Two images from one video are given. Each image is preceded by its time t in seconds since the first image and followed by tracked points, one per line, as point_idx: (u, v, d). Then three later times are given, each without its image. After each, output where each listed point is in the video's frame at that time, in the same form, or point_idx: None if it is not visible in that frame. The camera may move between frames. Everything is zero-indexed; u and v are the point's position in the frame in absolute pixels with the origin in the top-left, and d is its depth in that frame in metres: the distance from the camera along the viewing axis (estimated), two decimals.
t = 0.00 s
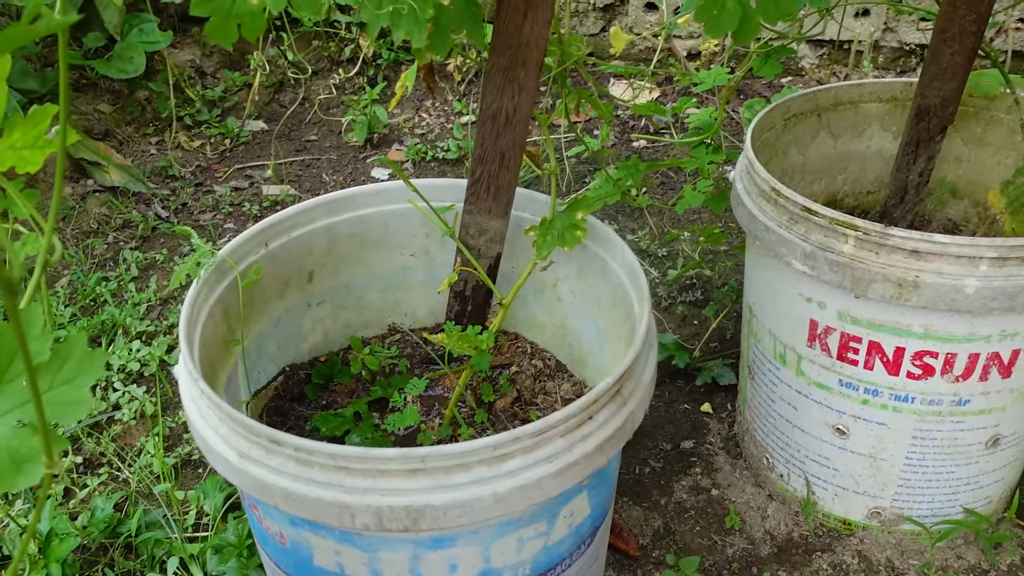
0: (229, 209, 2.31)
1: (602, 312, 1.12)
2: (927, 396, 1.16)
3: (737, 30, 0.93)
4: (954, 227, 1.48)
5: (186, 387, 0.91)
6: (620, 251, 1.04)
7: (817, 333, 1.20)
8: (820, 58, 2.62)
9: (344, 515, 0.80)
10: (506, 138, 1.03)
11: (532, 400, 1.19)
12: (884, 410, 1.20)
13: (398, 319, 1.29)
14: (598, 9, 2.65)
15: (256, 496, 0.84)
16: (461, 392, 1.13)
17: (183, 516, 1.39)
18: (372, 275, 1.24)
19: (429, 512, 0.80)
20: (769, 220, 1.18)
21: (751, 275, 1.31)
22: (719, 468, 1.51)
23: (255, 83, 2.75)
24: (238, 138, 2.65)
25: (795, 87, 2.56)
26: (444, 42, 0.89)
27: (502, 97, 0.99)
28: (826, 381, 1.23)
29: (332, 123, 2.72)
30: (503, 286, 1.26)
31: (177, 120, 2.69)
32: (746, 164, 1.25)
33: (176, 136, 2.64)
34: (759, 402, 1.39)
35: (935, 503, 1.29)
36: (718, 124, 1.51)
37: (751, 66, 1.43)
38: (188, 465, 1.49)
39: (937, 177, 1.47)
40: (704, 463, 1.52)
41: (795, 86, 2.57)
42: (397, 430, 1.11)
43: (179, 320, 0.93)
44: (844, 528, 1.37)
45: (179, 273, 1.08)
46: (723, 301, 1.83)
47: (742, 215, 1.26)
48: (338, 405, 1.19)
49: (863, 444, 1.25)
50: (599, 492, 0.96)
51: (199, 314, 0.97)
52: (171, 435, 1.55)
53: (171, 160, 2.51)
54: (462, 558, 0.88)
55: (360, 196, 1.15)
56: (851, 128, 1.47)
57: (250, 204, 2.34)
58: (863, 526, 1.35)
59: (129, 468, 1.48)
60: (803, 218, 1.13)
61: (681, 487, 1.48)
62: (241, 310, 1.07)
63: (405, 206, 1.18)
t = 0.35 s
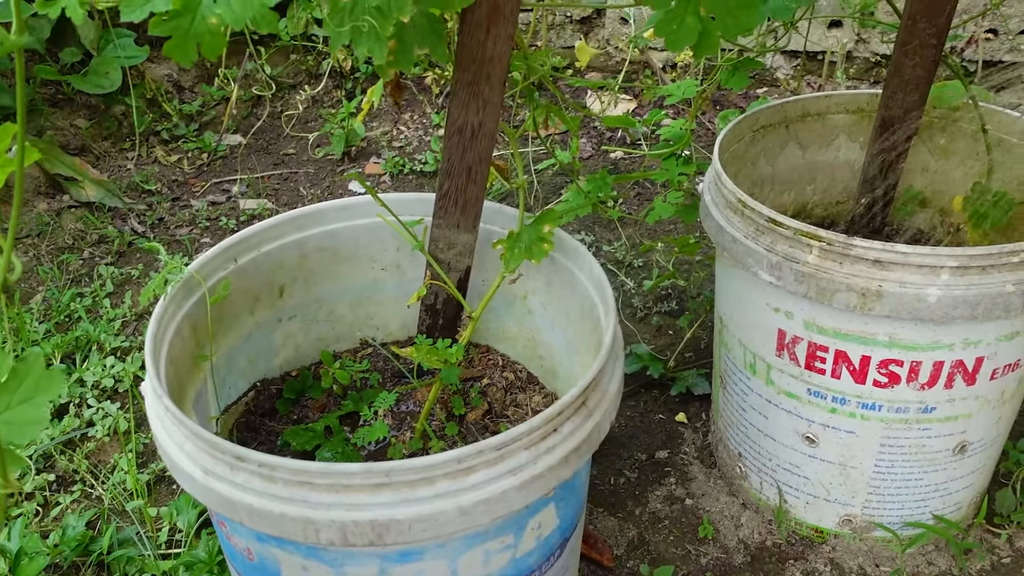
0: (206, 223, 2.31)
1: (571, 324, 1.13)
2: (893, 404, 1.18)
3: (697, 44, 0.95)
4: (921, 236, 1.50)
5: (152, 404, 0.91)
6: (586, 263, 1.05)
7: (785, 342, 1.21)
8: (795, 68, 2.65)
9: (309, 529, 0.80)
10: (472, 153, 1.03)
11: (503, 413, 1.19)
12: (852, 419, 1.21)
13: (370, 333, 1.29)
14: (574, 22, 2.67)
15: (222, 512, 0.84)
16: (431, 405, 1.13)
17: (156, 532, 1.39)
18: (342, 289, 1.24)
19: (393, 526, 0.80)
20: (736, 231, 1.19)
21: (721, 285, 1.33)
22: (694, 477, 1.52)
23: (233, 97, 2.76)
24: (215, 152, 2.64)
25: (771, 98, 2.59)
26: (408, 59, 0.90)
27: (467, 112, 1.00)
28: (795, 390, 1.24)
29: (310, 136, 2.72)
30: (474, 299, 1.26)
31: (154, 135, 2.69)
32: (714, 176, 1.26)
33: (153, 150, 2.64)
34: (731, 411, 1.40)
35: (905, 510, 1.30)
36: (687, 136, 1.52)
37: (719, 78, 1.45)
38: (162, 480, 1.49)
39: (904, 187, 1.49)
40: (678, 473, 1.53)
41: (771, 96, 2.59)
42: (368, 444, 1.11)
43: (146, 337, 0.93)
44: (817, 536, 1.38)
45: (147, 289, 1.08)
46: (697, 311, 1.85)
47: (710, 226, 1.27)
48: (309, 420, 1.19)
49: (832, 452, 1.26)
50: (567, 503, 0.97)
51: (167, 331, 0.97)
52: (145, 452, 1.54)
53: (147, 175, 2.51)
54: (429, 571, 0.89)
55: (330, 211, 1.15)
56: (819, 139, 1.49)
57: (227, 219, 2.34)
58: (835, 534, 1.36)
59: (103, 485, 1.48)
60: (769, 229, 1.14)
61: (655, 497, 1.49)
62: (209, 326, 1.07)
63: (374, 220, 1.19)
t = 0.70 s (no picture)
0: (181, 236, 2.30)
1: (538, 334, 1.13)
2: (858, 409, 1.19)
3: (655, 57, 0.97)
4: (888, 242, 1.52)
5: (115, 419, 0.91)
6: (552, 273, 1.06)
7: (751, 349, 1.22)
8: (769, 77, 2.68)
9: (271, 543, 0.81)
10: (436, 165, 1.04)
11: (472, 422, 1.20)
12: (818, 424, 1.22)
13: (340, 344, 1.30)
14: (550, 33, 2.68)
15: (184, 527, 0.84)
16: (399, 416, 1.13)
17: (127, 547, 1.38)
18: (311, 301, 1.25)
19: (355, 537, 0.80)
20: (702, 240, 1.21)
21: (689, 293, 1.34)
22: (666, 484, 1.53)
23: (209, 110, 2.76)
24: (191, 164, 2.64)
25: (745, 106, 2.61)
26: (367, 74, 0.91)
27: (431, 125, 1.01)
28: (762, 397, 1.25)
29: (287, 148, 2.73)
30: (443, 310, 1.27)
31: (129, 148, 2.68)
32: (680, 185, 1.27)
33: (129, 163, 2.64)
34: (701, 418, 1.41)
35: (873, 514, 1.31)
36: (655, 146, 1.54)
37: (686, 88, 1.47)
38: (134, 495, 1.48)
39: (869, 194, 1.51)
40: (651, 480, 1.54)
41: (745, 104, 2.62)
42: (336, 455, 1.12)
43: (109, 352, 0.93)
44: (787, 541, 1.39)
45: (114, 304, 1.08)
46: (671, 318, 1.86)
47: (677, 235, 1.28)
48: (278, 432, 1.19)
49: (799, 458, 1.27)
50: (532, 512, 0.98)
51: (131, 345, 0.97)
52: (118, 466, 1.54)
53: (123, 188, 2.51)
54: None
55: (297, 223, 1.16)
56: (785, 148, 1.51)
57: (202, 232, 2.34)
58: (805, 539, 1.37)
59: (75, 500, 1.47)
60: (732, 237, 1.15)
61: (628, 504, 1.50)
62: (176, 340, 1.07)
63: (342, 233, 1.19)
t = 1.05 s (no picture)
0: (151, 248, 2.30)
1: (497, 342, 1.14)
2: (816, 412, 1.20)
3: (604, 67, 0.97)
4: (848, 247, 1.54)
5: (67, 435, 0.91)
6: (509, 282, 1.07)
7: (710, 354, 1.23)
8: (739, 83, 2.70)
9: (222, 555, 0.81)
10: (392, 176, 1.05)
11: (434, 432, 1.20)
12: (777, 428, 1.24)
13: (302, 355, 1.30)
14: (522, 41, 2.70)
15: (136, 541, 0.84)
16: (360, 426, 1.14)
17: (92, 561, 1.38)
18: (273, 313, 1.25)
19: (306, 549, 0.80)
20: (660, 247, 1.22)
21: (650, 299, 1.35)
22: (633, 490, 1.54)
23: (180, 121, 2.75)
24: (162, 176, 2.63)
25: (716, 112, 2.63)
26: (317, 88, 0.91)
27: (385, 136, 1.01)
28: (722, 401, 1.26)
29: (259, 158, 2.72)
30: (404, 320, 1.27)
31: (100, 160, 2.67)
32: (638, 192, 1.28)
33: (99, 176, 2.63)
34: (665, 423, 1.42)
35: (834, 516, 1.32)
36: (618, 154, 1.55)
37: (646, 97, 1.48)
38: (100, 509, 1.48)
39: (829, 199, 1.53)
40: (618, 486, 1.55)
41: (716, 110, 2.64)
42: (297, 466, 1.12)
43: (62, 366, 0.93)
44: (752, 544, 1.40)
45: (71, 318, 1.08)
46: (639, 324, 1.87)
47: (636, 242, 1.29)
48: (239, 444, 1.19)
49: (760, 461, 1.29)
50: (489, 520, 0.98)
51: (87, 360, 0.97)
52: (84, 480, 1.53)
53: (93, 201, 2.50)
54: None
55: (256, 235, 1.16)
56: (746, 155, 1.52)
57: (172, 244, 2.33)
58: (769, 542, 1.38)
59: (40, 515, 1.47)
60: (689, 244, 1.17)
61: (595, 510, 1.50)
62: (133, 353, 1.07)
63: (302, 244, 1.20)
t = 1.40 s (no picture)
0: (117, 260, 2.29)
1: (452, 350, 1.14)
2: (771, 415, 1.21)
3: (550, 75, 0.98)
4: (806, 250, 1.55)
5: (13, 450, 0.90)
6: (461, 290, 1.07)
7: (666, 359, 1.24)
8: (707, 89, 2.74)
9: (167, 569, 0.80)
10: (342, 185, 1.05)
11: (391, 441, 1.20)
12: (734, 431, 1.25)
13: (260, 366, 1.30)
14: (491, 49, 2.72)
15: (80, 556, 0.83)
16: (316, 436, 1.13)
17: None
18: (229, 324, 1.25)
19: (251, 561, 0.80)
20: (614, 253, 1.23)
21: (608, 305, 1.35)
22: (597, 495, 1.54)
23: (148, 132, 2.74)
24: (130, 187, 2.62)
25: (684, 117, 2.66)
26: (262, 97, 0.92)
27: (334, 146, 1.02)
28: (679, 406, 1.27)
29: (228, 168, 2.72)
30: (362, 330, 1.27)
31: (67, 172, 2.66)
32: (594, 199, 1.29)
33: (66, 188, 2.61)
34: (626, 428, 1.43)
35: (792, 517, 1.33)
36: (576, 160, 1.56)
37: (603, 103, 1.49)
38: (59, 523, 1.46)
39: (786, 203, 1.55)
40: (582, 491, 1.56)
41: (684, 115, 2.67)
42: (252, 477, 1.11)
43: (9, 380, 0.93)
44: (713, 547, 1.41)
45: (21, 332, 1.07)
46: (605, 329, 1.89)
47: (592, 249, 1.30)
48: (195, 456, 1.19)
49: (718, 464, 1.29)
50: (442, 528, 0.98)
51: (34, 374, 0.96)
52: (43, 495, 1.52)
53: (59, 213, 2.48)
54: None
55: (210, 246, 1.16)
56: (704, 160, 1.53)
57: (139, 255, 2.32)
58: (730, 545, 1.39)
59: None
60: (641, 249, 1.17)
61: (559, 516, 1.51)
62: (84, 366, 1.06)
63: (256, 254, 1.20)
